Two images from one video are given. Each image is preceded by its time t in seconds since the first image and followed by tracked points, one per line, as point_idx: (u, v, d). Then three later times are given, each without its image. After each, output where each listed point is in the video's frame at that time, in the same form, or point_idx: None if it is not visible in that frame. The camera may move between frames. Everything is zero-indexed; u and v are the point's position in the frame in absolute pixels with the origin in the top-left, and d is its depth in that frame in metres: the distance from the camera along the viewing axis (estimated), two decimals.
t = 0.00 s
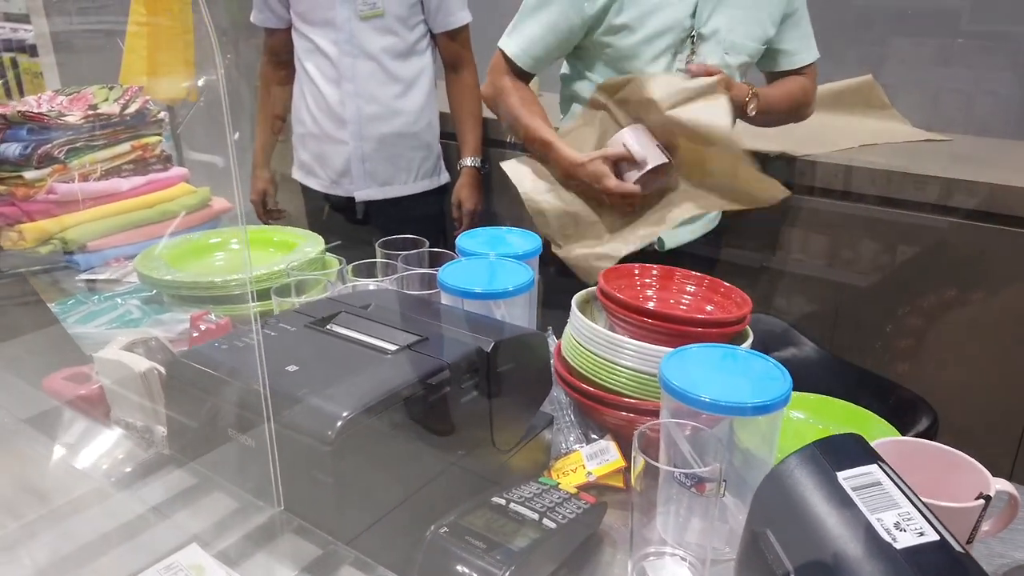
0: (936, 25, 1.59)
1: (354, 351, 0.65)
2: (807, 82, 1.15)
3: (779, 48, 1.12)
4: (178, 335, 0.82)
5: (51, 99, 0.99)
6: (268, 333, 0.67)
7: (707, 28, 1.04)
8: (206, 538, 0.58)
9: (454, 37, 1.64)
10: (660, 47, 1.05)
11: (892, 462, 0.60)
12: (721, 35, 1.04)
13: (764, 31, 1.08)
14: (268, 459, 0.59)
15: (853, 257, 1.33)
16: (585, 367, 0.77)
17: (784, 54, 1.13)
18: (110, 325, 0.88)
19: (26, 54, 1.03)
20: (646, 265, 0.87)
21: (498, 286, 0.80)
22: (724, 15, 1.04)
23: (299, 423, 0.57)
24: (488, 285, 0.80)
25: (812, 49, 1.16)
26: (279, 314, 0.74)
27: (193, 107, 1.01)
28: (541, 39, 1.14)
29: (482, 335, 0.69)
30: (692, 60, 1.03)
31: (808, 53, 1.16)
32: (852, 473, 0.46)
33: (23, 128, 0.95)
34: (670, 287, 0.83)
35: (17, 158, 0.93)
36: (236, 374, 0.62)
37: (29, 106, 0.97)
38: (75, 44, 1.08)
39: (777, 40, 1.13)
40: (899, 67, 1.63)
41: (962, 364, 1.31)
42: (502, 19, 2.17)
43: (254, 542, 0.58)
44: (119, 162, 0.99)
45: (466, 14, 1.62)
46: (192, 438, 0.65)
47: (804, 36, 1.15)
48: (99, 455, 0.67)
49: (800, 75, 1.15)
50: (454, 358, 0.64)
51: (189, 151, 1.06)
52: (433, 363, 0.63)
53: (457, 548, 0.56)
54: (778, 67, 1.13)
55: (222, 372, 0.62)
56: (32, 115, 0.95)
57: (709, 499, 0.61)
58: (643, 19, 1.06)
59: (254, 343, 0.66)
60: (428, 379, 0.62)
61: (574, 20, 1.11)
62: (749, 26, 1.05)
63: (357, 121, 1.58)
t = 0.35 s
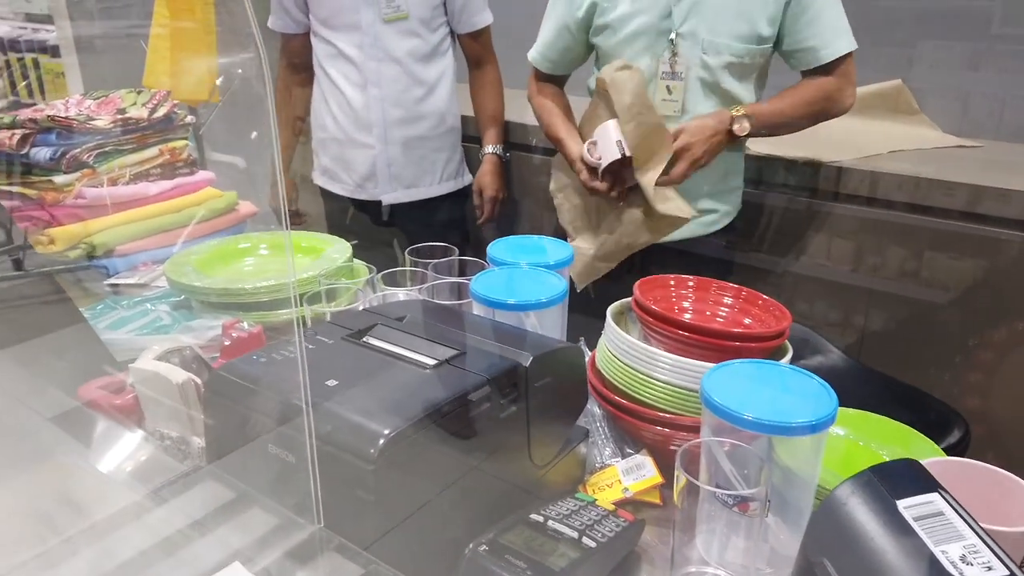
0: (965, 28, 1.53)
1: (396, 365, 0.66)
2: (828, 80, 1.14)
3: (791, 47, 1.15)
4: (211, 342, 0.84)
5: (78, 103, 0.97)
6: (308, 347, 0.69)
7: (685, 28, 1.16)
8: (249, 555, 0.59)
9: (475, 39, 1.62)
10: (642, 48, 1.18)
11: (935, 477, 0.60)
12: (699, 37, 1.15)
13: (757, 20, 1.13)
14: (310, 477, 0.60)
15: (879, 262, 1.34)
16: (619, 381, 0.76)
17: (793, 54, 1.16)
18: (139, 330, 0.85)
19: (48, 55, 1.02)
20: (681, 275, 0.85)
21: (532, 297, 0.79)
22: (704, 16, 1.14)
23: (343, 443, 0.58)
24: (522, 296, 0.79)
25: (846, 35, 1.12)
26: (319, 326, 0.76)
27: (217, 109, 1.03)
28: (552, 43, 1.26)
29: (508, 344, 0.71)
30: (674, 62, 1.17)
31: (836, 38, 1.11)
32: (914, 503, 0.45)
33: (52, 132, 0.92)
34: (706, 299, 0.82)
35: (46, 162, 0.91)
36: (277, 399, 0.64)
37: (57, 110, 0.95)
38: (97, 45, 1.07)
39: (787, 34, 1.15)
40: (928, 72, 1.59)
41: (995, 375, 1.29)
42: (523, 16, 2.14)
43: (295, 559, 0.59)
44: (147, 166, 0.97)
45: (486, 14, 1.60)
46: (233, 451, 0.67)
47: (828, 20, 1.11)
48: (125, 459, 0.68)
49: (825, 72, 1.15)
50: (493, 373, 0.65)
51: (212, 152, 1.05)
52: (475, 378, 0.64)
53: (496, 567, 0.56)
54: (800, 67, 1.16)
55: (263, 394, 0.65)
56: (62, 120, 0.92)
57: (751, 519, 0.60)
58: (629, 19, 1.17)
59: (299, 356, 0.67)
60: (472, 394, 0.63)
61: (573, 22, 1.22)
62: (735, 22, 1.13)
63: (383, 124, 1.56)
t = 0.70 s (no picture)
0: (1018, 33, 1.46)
1: (442, 376, 0.66)
2: (798, 91, 1.11)
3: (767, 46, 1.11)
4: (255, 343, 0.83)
5: (125, 104, 0.99)
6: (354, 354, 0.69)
7: (667, 31, 1.15)
8: (296, 564, 0.59)
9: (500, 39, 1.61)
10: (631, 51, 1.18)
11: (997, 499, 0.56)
12: (682, 37, 1.14)
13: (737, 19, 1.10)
14: (355, 489, 0.60)
15: (926, 272, 1.31)
16: (664, 394, 0.74)
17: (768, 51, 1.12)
18: (184, 331, 0.86)
19: (93, 55, 1.03)
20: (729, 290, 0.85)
21: (575, 307, 0.78)
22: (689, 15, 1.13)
23: (389, 455, 0.57)
24: (564, 307, 0.78)
25: (821, 34, 1.07)
26: (364, 333, 0.76)
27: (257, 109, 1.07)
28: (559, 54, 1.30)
29: (540, 353, 0.71)
30: (658, 64, 1.16)
31: (814, 36, 1.07)
32: (982, 536, 0.45)
33: (101, 133, 0.95)
34: (755, 313, 0.81)
35: (94, 163, 0.93)
36: (324, 408, 0.64)
37: (105, 111, 0.98)
38: (142, 47, 1.09)
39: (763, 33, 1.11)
40: (980, 78, 1.52)
41: None
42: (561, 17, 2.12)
43: (341, 571, 0.59)
44: (191, 169, 1.00)
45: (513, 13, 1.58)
46: (278, 459, 0.67)
47: (804, 16, 1.07)
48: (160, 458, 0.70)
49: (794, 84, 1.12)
50: (541, 387, 0.64)
51: (252, 152, 1.08)
52: (522, 393, 0.64)
53: None
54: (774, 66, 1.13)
55: (309, 403, 0.65)
56: (110, 121, 0.95)
57: (802, 541, 0.58)
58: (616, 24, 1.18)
59: (348, 363, 0.68)
60: (517, 409, 0.62)
61: (572, 31, 1.25)
62: (713, 20, 1.11)
63: (409, 125, 1.56)
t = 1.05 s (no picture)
0: None
1: (479, 374, 0.66)
2: (797, 96, 1.07)
3: (769, 49, 1.07)
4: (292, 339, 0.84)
5: (167, 102, 1.02)
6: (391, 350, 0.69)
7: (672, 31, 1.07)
8: (332, 558, 0.60)
9: (515, 33, 1.57)
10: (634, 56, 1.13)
11: None
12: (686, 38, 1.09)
13: (744, 17, 1.04)
14: (391, 484, 0.61)
15: (969, 277, 1.28)
16: (700, 397, 0.74)
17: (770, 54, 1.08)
18: (223, 327, 0.88)
19: (137, 53, 1.05)
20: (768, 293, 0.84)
21: (609, 307, 0.78)
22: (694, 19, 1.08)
23: (426, 451, 0.58)
24: (599, 306, 0.78)
25: (822, 38, 1.05)
26: (401, 331, 0.77)
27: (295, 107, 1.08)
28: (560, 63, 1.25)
29: (574, 352, 0.71)
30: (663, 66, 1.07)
31: (815, 38, 1.05)
32: None
33: (145, 131, 0.97)
34: (795, 317, 0.79)
35: (138, 160, 0.96)
36: (360, 403, 0.64)
37: (150, 109, 1.00)
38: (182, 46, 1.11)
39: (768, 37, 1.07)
40: None
41: None
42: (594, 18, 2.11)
43: (377, 566, 0.59)
44: (230, 166, 1.01)
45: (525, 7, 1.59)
46: (315, 453, 0.68)
47: (807, 18, 1.05)
48: (198, 449, 0.71)
49: (789, 89, 1.08)
50: (575, 389, 0.64)
51: (289, 150, 1.08)
52: (556, 393, 0.63)
53: None
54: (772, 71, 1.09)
55: (345, 399, 0.65)
56: (154, 119, 0.98)
57: (841, 549, 0.57)
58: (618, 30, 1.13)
59: (387, 358, 0.68)
60: (555, 408, 0.63)
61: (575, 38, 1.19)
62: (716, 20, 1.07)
63: (438, 123, 1.58)
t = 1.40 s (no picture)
0: None
1: (486, 367, 0.67)
2: (816, 111, 1.07)
3: (794, 55, 1.08)
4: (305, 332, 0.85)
5: (185, 100, 1.03)
6: (400, 343, 0.70)
7: (701, 31, 1.13)
8: (339, 545, 0.61)
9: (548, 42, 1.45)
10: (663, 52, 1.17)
11: None
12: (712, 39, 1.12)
13: (768, 21, 1.07)
14: (397, 473, 0.62)
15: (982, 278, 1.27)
16: (706, 393, 0.74)
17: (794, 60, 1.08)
18: (236, 320, 0.89)
19: (156, 53, 1.03)
20: (776, 290, 0.84)
21: (617, 303, 0.78)
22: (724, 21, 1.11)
23: (431, 440, 0.59)
24: (607, 302, 0.78)
25: (851, 50, 1.03)
26: (410, 324, 0.78)
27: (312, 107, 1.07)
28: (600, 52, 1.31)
29: (583, 347, 0.72)
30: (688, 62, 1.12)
31: (842, 48, 1.03)
32: None
33: (163, 128, 0.99)
34: (802, 314, 0.79)
35: (155, 157, 0.97)
36: (368, 393, 0.65)
37: (167, 106, 1.01)
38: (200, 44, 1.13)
39: (793, 42, 1.07)
40: None
41: None
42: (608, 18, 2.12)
43: (381, 553, 0.60)
44: (246, 163, 1.03)
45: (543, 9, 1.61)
46: (324, 442, 0.69)
47: (835, 24, 1.03)
48: (211, 437, 0.73)
49: (810, 104, 1.08)
50: (580, 380, 0.65)
51: (304, 148, 1.11)
52: (562, 384, 0.64)
53: None
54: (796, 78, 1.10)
55: (353, 389, 0.66)
56: (171, 116, 0.99)
57: (844, 543, 0.57)
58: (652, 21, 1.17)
59: (395, 351, 0.69)
60: (562, 400, 0.63)
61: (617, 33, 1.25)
62: (745, 22, 1.08)
63: (452, 120, 1.57)
